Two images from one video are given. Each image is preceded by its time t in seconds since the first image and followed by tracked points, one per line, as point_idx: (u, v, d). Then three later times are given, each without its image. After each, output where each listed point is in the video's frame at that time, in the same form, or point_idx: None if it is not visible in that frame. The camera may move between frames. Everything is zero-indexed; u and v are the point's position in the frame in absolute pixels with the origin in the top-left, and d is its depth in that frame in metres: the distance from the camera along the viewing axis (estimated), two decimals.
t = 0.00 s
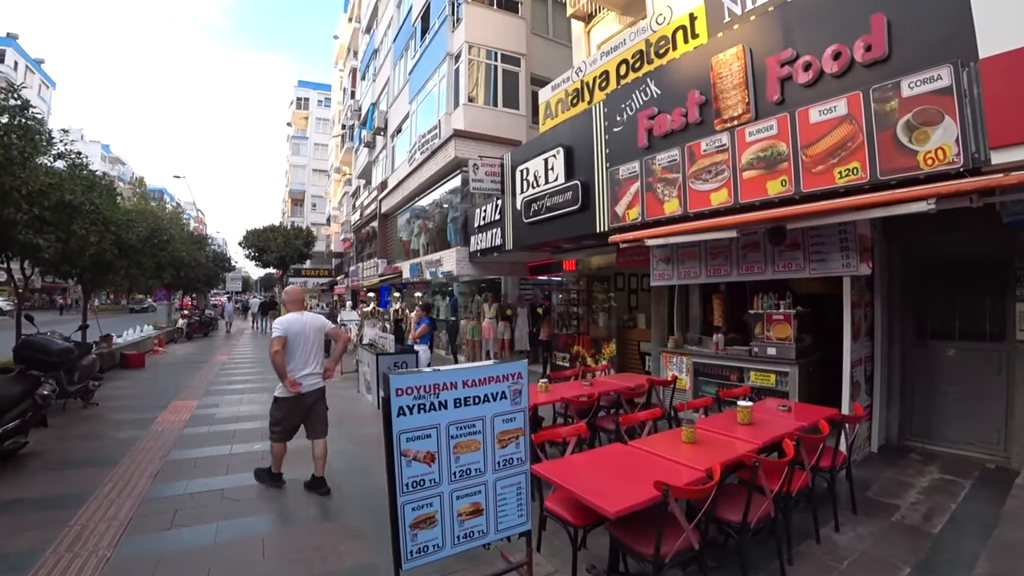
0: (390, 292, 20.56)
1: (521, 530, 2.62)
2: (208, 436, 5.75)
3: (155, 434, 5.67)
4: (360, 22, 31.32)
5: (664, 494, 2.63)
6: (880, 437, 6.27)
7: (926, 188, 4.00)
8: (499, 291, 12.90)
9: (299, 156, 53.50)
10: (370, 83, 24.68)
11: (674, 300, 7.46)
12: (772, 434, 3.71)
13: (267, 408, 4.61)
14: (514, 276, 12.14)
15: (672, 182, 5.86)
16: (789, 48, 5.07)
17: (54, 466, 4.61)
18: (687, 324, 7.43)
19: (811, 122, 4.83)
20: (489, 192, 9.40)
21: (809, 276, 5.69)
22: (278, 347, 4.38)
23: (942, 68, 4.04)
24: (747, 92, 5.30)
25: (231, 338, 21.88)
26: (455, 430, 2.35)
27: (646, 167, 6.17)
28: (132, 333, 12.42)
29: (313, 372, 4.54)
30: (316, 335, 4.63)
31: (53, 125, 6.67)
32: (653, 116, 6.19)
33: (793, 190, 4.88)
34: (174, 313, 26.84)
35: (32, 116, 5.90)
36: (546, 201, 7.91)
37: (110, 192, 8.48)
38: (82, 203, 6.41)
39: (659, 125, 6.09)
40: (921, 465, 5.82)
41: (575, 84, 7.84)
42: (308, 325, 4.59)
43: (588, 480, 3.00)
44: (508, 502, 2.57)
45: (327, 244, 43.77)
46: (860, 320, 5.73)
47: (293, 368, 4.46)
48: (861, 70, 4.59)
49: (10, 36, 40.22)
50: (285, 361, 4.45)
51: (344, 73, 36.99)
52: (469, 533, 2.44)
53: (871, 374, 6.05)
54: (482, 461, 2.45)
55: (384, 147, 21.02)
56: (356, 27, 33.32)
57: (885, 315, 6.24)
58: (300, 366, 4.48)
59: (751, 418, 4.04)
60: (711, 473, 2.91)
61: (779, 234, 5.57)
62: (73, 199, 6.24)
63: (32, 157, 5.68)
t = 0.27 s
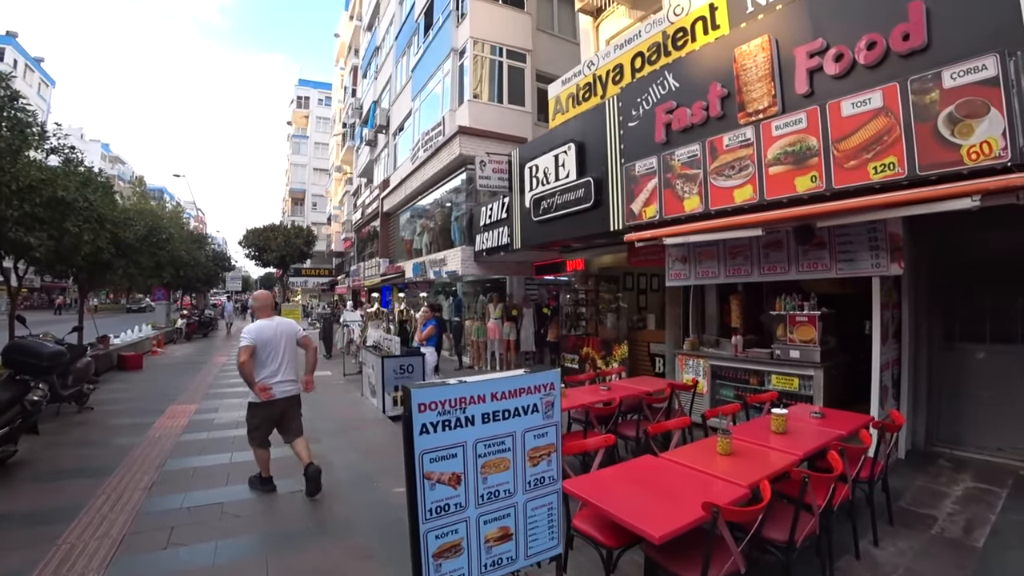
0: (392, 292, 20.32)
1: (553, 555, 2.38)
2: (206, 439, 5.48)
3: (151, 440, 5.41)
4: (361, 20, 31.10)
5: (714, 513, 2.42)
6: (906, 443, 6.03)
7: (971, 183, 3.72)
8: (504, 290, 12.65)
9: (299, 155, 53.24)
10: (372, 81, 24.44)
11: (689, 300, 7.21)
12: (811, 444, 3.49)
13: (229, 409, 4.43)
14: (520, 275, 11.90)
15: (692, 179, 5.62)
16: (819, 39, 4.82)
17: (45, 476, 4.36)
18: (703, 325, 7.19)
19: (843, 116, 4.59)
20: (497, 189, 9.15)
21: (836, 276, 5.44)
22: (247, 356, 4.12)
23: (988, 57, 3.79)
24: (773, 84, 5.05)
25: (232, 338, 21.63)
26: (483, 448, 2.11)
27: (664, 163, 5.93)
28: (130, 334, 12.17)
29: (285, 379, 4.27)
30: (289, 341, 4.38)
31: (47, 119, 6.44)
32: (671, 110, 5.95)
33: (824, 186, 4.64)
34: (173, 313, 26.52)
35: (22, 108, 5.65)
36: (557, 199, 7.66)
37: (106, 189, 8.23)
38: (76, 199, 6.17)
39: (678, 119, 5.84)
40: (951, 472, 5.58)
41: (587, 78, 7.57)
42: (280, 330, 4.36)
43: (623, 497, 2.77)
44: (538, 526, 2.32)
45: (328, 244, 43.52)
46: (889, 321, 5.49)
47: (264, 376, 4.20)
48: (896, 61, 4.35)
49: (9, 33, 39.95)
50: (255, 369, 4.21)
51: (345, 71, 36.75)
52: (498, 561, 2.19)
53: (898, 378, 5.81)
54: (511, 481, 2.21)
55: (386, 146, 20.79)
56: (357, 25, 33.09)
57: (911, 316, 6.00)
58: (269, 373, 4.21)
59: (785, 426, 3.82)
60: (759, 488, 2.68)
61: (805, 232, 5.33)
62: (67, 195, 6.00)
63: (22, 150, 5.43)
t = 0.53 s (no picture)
0: (392, 293, 20.03)
1: None
2: (203, 446, 5.19)
3: (144, 446, 5.12)
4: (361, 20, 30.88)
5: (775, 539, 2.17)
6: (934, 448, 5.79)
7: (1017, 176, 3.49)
8: (508, 291, 12.39)
9: (298, 156, 52.93)
10: (372, 80, 24.14)
11: (704, 301, 6.97)
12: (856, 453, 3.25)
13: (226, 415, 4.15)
14: (525, 275, 11.64)
15: (713, 174, 5.38)
16: (851, 27, 4.58)
17: (30, 485, 4.08)
18: (719, 326, 6.96)
19: (878, 107, 4.35)
20: (503, 187, 8.90)
21: (864, 275, 5.21)
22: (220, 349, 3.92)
23: None
24: (802, 74, 4.82)
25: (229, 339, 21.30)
26: (520, 465, 1.86)
27: (683, 158, 5.69)
28: (125, 335, 11.86)
29: (262, 373, 4.07)
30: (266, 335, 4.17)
31: (36, 110, 6.17)
32: (690, 102, 5.71)
33: (856, 181, 4.41)
34: (170, 314, 26.16)
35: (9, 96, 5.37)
36: (567, 196, 7.41)
37: (99, 184, 7.94)
38: (66, 193, 5.89)
39: (698, 112, 5.60)
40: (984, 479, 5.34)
41: (598, 72, 7.33)
42: (257, 325, 4.15)
43: (663, 513, 2.54)
44: (578, 548, 2.07)
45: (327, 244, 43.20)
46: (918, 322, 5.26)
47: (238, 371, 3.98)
48: (934, 49, 4.09)
49: (5, 32, 39.58)
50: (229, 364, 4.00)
51: (344, 71, 36.49)
52: None
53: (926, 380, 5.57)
54: (550, 501, 1.96)
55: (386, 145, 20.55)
56: (356, 25, 32.85)
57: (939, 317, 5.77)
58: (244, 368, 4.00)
59: (824, 433, 3.59)
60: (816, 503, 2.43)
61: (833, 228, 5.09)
62: (56, 189, 5.73)
63: (8, 140, 5.15)
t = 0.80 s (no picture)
0: (392, 291, 19.74)
1: None
2: (200, 454, 4.91)
3: (137, 454, 4.84)
4: (359, 15, 30.50)
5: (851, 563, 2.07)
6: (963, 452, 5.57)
7: None
8: (511, 290, 12.12)
9: (295, 153, 52.51)
10: (371, 75, 23.81)
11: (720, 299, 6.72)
12: (906, 465, 3.03)
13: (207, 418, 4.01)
14: (530, 273, 11.39)
15: (735, 168, 5.15)
16: (885, 14, 4.31)
17: (14, 498, 3.80)
18: (735, 326, 6.73)
19: (915, 99, 4.10)
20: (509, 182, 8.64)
21: (892, 273, 4.99)
22: (200, 355, 3.82)
23: None
24: (831, 64, 4.57)
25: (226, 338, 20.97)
26: (571, 495, 1.63)
27: (703, 152, 5.45)
28: (119, 335, 11.55)
29: (240, 380, 4.02)
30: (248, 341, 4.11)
31: (22, 101, 5.87)
32: (710, 94, 5.46)
33: (891, 175, 4.18)
34: (166, 312, 25.80)
35: None
36: (578, 191, 7.16)
37: (89, 180, 7.65)
38: (55, 188, 5.62)
39: (718, 104, 5.36)
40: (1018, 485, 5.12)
41: (609, 64, 7.07)
42: (236, 330, 4.06)
43: (710, 538, 2.32)
44: None
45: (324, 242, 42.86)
46: (949, 322, 5.04)
47: (219, 378, 3.90)
48: (976, 37, 3.80)
49: None
50: (209, 369, 3.90)
51: (342, 67, 36.10)
52: None
53: (955, 382, 5.36)
54: (601, 533, 1.73)
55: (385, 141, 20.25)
56: (354, 20, 32.47)
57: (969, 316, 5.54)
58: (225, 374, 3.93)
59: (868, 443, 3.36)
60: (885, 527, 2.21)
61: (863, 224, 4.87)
62: (44, 184, 5.45)
63: None
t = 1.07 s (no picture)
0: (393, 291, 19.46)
1: None
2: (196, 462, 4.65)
3: (130, 462, 4.56)
4: (359, 13, 30.25)
5: None
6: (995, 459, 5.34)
7: None
8: (516, 289, 11.87)
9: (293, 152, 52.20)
10: (371, 73, 23.56)
11: (738, 299, 6.50)
12: (964, 476, 2.79)
13: (195, 419, 3.76)
14: (535, 273, 11.13)
15: (760, 162, 4.92)
16: None
17: None
18: (753, 327, 6.50)
19: (956, 89, 3.85)
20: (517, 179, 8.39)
21: (925, 271, 4.75)
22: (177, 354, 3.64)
23: None
24: (865, 52, 4.33)
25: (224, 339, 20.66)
26: (633, 523, 1.40)
27: (725, 146, 5.23)
28: (114, 336, 11.26)
29: (220, 377, 3.86)
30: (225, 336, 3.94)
31: (11, 91, 5.61)
32: (732, 86, 5.23)
33: (931, 168, 3.93)
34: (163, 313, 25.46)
35: None
36: (589, 188, 6.92)
37: (82, 175, 7.39)
38: (44, 180, 5.35)
39: (741, 96, 5.13)
40: None
41: (623, 57, 6.84)
42: (212, 327, 3.87)
43: (767, 562, 2.07)
44: None
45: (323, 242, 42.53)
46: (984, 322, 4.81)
47: (198, 376, 3.74)
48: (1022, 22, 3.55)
49: None
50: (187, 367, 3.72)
51: (342, 65, 35.83)
52: None
53: (989, 386, 5.12)
54: (663, 564, 1.50)
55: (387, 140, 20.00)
56: (354, 18, 32.22)
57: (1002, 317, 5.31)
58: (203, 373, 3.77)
59: (917, 451, 3.12)
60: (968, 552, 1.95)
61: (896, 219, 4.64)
62: (32, 176, 5.18)
63: None
